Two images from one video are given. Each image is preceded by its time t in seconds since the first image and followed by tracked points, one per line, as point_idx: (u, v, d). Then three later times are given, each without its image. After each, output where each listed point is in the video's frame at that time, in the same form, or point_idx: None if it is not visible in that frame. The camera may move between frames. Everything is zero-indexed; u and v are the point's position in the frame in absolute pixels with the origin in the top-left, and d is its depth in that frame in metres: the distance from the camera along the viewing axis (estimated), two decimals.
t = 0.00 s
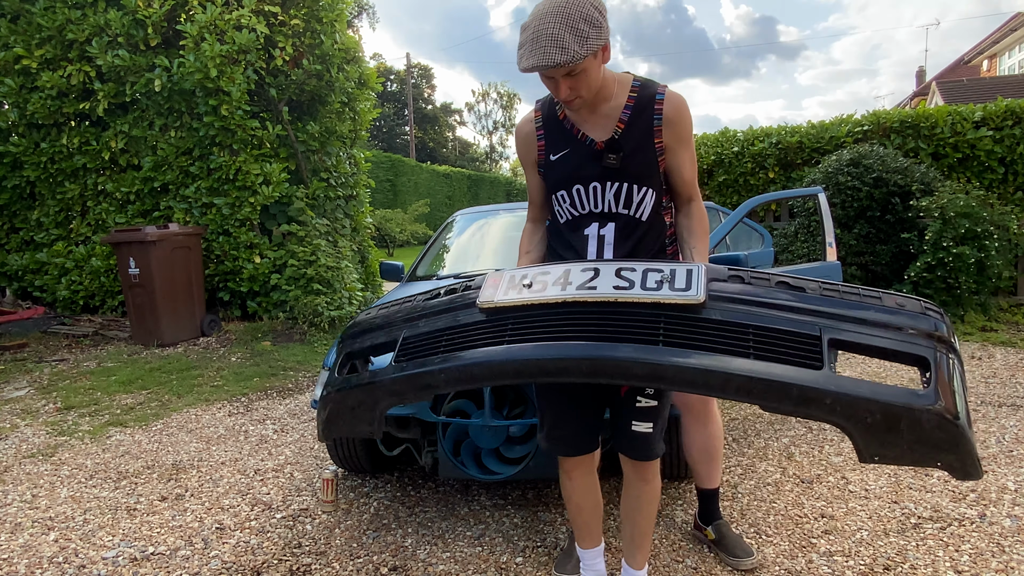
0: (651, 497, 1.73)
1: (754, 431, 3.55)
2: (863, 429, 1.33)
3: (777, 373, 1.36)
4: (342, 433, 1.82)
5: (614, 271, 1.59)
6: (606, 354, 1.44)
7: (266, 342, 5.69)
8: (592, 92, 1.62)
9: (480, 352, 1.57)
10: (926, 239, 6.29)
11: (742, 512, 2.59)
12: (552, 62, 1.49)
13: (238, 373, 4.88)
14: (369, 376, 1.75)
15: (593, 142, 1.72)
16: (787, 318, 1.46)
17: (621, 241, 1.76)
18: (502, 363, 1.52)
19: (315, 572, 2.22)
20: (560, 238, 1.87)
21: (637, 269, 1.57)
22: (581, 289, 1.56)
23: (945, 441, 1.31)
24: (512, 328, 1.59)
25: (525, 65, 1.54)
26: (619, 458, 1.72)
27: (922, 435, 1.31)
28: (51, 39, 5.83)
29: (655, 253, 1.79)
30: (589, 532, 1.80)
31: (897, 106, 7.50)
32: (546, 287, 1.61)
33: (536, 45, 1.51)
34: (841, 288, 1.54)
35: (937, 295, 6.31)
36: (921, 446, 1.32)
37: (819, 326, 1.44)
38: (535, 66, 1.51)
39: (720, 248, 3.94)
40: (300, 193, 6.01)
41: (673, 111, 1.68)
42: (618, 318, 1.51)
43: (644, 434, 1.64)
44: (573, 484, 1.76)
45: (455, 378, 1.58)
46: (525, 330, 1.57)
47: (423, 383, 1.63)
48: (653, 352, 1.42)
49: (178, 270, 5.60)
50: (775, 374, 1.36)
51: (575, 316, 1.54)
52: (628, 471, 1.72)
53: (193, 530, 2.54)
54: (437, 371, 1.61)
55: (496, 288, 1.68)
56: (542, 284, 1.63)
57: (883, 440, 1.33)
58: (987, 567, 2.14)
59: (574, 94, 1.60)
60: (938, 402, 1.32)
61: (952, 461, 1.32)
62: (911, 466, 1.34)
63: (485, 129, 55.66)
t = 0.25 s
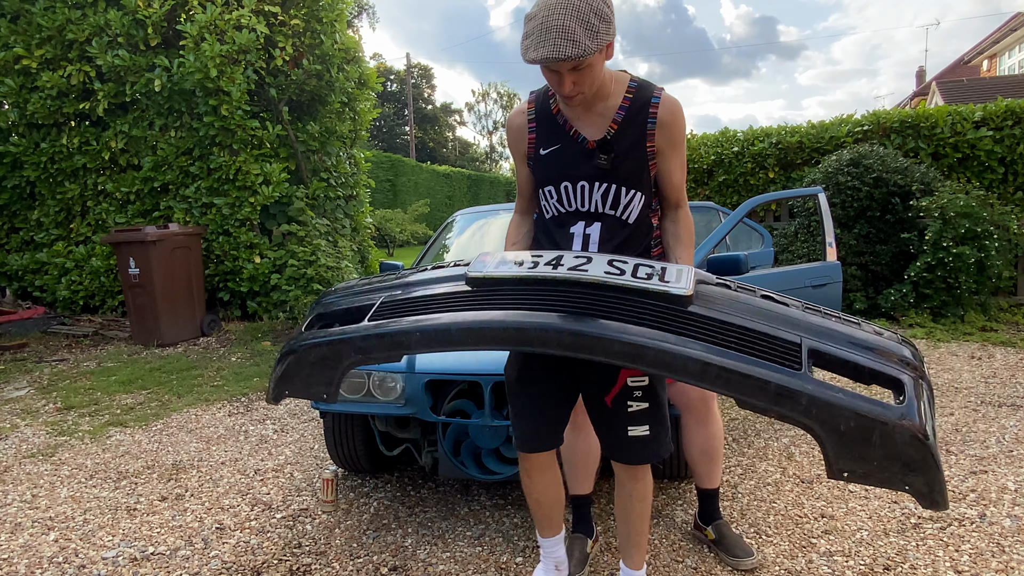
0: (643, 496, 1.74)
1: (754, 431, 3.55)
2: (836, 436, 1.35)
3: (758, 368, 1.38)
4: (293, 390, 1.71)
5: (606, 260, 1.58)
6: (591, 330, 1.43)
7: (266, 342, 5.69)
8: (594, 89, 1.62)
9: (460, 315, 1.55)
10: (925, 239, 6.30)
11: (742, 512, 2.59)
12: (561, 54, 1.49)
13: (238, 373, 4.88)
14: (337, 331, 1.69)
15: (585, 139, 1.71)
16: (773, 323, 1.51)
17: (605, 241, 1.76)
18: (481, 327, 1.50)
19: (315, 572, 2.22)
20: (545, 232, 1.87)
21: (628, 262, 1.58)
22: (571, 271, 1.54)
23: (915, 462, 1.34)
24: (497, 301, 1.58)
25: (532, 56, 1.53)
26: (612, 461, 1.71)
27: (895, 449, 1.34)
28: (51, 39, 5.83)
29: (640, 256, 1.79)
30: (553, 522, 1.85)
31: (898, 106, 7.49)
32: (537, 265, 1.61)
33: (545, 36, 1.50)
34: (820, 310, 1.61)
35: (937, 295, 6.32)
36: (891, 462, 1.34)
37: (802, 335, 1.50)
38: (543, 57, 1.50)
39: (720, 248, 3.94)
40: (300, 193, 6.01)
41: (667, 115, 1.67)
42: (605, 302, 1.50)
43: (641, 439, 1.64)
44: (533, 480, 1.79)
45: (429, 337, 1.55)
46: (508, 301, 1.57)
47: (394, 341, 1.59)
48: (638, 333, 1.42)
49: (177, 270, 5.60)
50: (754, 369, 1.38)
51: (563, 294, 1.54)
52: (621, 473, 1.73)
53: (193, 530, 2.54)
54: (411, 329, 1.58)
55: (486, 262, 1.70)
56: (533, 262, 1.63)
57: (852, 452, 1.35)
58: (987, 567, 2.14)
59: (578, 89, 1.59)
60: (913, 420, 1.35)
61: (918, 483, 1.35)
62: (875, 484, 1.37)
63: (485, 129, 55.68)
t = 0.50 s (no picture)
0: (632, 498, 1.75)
1: (754, 431, 3.55)
2: (816, 395, 1.36)
3: (733, 329, 1.40)
4: (229, 382, 1.59)
5: (574, 253, 1.62)
6: (569, 292, 1.43)
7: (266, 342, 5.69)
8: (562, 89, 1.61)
9: (424, 290, 1.52)
10: (925, 239, 6.29)
11: (742, 512, 2.59)
12: (537, 49, 1.48)
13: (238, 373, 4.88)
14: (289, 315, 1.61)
15: (546, 144, 1.67)
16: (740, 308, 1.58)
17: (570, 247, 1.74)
18: (449, 297, 1.47)
19: (315, 572, 2.22)
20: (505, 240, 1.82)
21: (595, 255, 1.62)
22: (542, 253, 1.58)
23: (897, 420, 1.34)
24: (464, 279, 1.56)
25: (507, 49, 1.50)
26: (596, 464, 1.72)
27: (875, 408, 1.34)
28: (51, 39, 5.83)
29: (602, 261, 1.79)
30: (486, 545, 1.80)
31: (898, 106, 7.49)
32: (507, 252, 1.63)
33: (522, 31, 1.49)
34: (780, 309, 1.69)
35: (937, 295, 6.33)
36: (872, 420, 1.34)
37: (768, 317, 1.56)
38: (519, 51, 1.48)
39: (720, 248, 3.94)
40: (300, 193, 6.01)
41: (626, 119, 1.67)
42: (576, 275, 1.50)
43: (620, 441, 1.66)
44: (490, 488, 1.77)
45: (392, 310, 1.50)
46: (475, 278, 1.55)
47: (353, 317, 1.53)
48: (616, 297, 1.44)
49: (177, 270, 5.60)
50: (731, 329, 1.40)
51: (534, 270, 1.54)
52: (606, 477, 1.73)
53: (193, 530, 2.54)
54: (373, 304, 1.52)
55: (450, 254, 1.70)
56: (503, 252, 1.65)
57: (833, 413, 1.35)
58: (987, 567, 2.14)
59: (549, 88, 1.57)
60: (890, 381, 1.37)
61: (904, 444, 1.34)
62: (860, 449, 1.36)
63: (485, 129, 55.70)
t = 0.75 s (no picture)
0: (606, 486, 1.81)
1: (754, 431, 3.55)
2: (785, 352, 1.44)
3: (702, 299, 1.45)
4: (173, 415, 1.46)
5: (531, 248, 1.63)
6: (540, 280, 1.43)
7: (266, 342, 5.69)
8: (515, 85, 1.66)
9: (386, 291, 1.46)
10: (925, 239, 6.30)
11: (742, 512, 2.59)
12: (508, 48, 1.51)
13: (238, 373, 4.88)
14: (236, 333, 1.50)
15: (497, 143, 1.71)
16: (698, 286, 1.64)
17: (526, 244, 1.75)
18: (415, 295, 1.42)
19: (315, 572, 2.22)
20: (457, 243, 1.80)
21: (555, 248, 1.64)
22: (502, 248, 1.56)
23: (858, 367, 1.46)
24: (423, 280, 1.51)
25: (476, 44, 1.51)
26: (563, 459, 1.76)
27: (839, 358, 1.45)
28: (51, 39, 5.83)
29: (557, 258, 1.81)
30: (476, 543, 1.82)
31: (898, 106, 7.49)
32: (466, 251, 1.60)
33: (491, 27, 1.51)
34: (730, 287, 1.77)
35: (937, 295, 6.33)
36: (837, 369, 1.45)
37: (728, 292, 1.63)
38: (490, 48, 1.51)
39: (720, 248, 3.94)
40: (300, 193, 6.02)
41: (570, 116, 1.75)
42: (540, 263, 1.51)
43: (580, 432, 1.72)
44: (467, 488, 1.78)
45: (355, 314, 1.43)
46: (438, 276, 1.51)
47: (312, 326, 1.44)
48: (585, 279, 1.45)
49: (178, 270, 5.60)
50: (701, 299, 1.45)
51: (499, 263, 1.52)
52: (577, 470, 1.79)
53: (193, 530, 2.54)
54: (332, 311, 1.44)
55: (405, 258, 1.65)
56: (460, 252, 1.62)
57: (800, 367, 1.44)
58: (987, 567, 2.15)
59: (508, 85, 1.61)
60: (847, 333, 1.48)
61: (867, 389, 1.46)
62: (828, 397, 1.46)
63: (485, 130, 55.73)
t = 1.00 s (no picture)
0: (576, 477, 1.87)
1: (754, 431, 3.55)
2: (758, 340, 1.56)
3: (684, 293, 1.53)
4: (159, 434, 1.46)
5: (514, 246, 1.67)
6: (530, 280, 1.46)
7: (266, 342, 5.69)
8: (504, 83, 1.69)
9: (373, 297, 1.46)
10: (925, 239, 6.30)
11: (742, 512, 2.59)
12: (516, 49, 1.55)
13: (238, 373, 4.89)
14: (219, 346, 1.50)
15: (476, 142, 1.73)
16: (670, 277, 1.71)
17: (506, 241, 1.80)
18: (404, 300, 1.42)
19: (315, 573, 2.22)
20: (434, 243, 1.79)
21: (535, 245, 1.68)
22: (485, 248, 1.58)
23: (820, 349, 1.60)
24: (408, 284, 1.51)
25: (486, 41, 1.52)
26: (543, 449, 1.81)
27: (804, 342, 1.59)
28: (51, 39, 5.83)
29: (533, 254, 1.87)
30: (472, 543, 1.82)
31: (898, 106, 7.49)
32: (450, 252, 1.60)
33: (498, 27, 1.53)
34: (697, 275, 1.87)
35: (937, 295, 6.33)
36: (804, 352, 1.59)
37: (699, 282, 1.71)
38: (500, 46, 1.53)
39: (719, 248, 3.94)
40: (300, 193, 6.02)
41: (541, 116, 1.82)
42: (525, 263, 1.55)
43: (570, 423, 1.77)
44: (460, 490, 1.78)
45: (343, 322, 1.43)
46: (424, 279, 1.51)
47: (299, 336, 1.44)
48: (573, 276, 1.49)
49: (178, 270, 5.60)
50: (682, 292, 1.53)
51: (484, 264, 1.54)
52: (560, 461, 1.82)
53: (193, 530, 2.54)
54: (320, 320, 1.44)
55: (389, 261, 1.65)
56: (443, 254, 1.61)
57: (772, 353, 1.56)
58: (987, 567, 2.15)
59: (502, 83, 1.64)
60: (809, 318, 1.61)
61: (829, 369, 1.61)
62: (797, 380, 1.59)
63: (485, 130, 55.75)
